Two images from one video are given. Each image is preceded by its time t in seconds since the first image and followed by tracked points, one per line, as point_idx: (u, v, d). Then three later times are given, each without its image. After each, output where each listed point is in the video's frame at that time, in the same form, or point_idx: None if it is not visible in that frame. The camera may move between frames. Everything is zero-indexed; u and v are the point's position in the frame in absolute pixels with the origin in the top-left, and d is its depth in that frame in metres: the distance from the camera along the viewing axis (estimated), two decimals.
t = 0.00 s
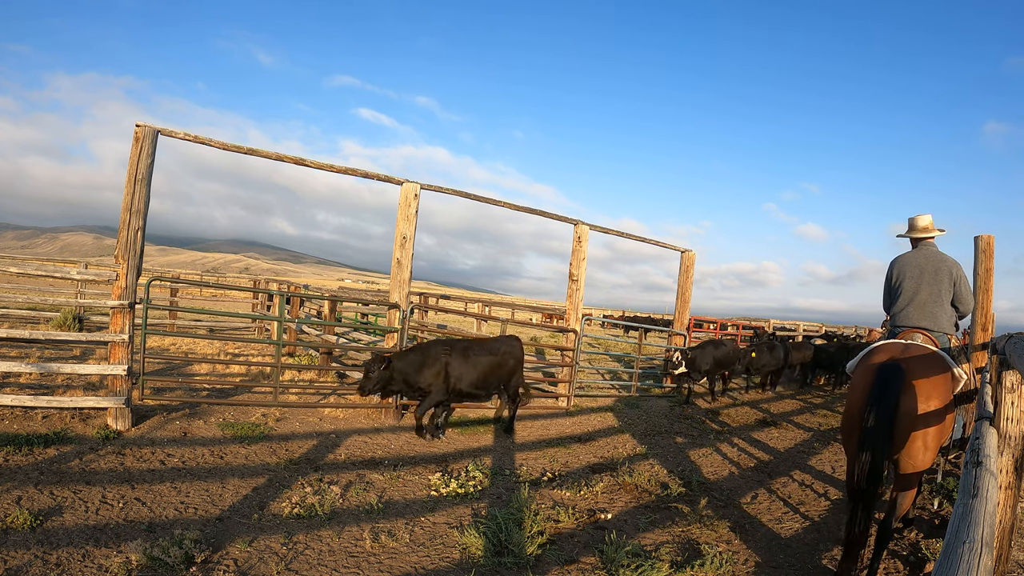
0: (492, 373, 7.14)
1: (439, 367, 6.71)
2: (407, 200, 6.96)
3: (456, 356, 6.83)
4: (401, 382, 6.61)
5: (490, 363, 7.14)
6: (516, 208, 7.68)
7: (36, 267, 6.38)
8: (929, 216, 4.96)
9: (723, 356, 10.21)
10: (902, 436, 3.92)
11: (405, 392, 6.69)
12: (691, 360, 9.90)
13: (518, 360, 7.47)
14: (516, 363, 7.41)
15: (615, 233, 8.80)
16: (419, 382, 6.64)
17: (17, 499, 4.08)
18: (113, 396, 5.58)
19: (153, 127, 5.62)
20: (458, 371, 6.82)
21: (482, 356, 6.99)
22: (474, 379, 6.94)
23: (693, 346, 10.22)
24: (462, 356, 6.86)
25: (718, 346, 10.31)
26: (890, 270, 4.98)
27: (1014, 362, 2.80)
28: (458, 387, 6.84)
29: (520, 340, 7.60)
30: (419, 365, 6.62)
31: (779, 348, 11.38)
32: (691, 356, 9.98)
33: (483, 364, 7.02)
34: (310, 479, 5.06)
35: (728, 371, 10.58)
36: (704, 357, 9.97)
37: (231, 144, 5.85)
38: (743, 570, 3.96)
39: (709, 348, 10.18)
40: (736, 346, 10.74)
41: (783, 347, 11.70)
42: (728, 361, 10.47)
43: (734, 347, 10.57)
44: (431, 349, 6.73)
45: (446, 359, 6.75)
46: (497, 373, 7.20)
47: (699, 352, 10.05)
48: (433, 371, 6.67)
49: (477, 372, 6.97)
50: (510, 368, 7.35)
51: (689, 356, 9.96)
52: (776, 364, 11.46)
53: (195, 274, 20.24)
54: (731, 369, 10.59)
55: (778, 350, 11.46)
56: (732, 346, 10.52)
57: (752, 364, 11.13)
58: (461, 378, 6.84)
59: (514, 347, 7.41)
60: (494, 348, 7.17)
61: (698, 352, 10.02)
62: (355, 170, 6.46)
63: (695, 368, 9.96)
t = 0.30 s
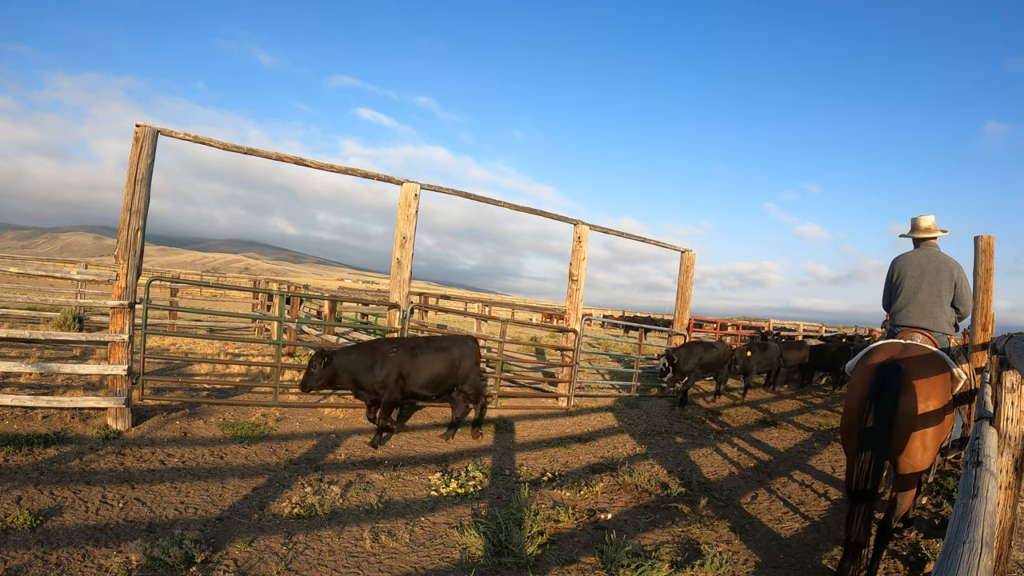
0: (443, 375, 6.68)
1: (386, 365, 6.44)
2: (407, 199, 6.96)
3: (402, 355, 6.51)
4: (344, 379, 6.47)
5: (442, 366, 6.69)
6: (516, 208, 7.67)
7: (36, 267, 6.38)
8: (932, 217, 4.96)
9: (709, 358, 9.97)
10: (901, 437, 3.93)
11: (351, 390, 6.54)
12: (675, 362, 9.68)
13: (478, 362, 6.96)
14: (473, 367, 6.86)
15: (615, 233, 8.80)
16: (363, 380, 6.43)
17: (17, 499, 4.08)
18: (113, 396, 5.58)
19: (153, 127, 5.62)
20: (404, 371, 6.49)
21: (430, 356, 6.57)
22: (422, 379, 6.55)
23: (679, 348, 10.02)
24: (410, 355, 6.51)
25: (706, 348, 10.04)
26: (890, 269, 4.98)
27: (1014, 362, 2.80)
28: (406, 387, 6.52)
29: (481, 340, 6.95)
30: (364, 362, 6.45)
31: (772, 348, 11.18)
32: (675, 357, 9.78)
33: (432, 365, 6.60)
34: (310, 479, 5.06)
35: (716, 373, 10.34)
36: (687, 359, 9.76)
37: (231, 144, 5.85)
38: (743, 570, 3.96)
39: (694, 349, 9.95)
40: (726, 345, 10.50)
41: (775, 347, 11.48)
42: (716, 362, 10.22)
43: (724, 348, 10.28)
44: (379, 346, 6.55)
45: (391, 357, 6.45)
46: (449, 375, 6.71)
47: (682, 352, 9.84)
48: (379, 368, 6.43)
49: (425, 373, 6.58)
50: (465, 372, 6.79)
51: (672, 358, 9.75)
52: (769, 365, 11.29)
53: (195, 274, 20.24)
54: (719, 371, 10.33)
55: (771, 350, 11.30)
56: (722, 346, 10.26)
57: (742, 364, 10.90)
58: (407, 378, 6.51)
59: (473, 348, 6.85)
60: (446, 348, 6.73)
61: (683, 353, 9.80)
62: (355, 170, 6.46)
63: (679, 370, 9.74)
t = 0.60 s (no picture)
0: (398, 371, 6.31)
1: (341, 362, 5.96)
2: (407, 199, 6.96)
3: (357, 352, 6.04)
4: (296, 375, 5.94)
5: (397, 359, 6.32)
6: (516, 208, 7.68)
7: (36, 267, 6.37)
8: (937, 218, 4.96)
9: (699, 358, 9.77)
10: (901, 436, 3.92)
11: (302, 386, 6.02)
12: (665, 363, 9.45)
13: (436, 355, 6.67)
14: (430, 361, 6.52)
15: (615, 233, 8.80)
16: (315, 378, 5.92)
17: (17, 499, 4.08)
18: (113, 396, 5.58)
19: (153, 127, 5.62)
20: (358, 368, 6.04)
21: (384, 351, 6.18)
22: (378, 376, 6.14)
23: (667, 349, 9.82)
24: (365, 352, 6.06)
25: (694, 348, 9.85)
26: (891, 268, 4.97)
27: (1014, 362, 2.80)
28: (360, 384, 6.08)
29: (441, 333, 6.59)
30: (317, 359, 5.93)
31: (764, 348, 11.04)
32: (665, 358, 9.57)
33: (389, 361, 6.20)
34: (310, 479, 5.06)
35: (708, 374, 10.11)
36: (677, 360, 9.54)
37: (231, 144, 5.85)
38: (743, 570, 3.97)
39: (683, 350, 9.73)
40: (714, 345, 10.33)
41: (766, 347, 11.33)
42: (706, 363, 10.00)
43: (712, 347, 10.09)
44: (332, 341, 6.04)
45: (345, 353, 5.99)
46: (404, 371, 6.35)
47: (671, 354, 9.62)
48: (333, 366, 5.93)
49: (382, 369, 6.16)
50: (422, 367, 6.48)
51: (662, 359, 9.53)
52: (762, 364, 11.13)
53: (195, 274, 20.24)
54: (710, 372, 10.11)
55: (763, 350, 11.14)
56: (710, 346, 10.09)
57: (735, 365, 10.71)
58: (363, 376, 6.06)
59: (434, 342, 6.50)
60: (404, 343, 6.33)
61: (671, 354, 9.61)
62: (355, 170, 6.46)
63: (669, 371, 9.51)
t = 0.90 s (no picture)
0: (357, 374, 6.20)
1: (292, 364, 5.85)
2: (407, 199, 6.96)
3: (310, 354, 5.93)
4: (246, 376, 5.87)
5: (353, 363, 6.16)
6: (516, 208, 7.68)
7: (36, 267, 6.37)
8: (940, 219, 4.97)
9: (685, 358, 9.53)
10: (902, 436, 3.92)
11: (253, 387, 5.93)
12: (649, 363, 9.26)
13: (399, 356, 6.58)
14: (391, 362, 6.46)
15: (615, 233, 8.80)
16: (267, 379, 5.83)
17: (17, 499, 4.07)
18: (113, 396, 5.58)
19: (153, 127, 5.62)
20: (311, 370, 5.92)
21: (340, 353, 6.06)
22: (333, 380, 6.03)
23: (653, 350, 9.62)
24: (318, 354, 5.96)
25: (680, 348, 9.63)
26: (891, 268, 4.97)
27: (1014, 362, 2.80)
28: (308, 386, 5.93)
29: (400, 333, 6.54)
30: (268, 360, 5.84)
31: (755, 347, 10.80)
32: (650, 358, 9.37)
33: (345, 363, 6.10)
34: (310, 479, 5.06)
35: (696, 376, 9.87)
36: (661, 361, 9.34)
37: (231, 144, 5.85)
38: (743, 570, 3.97)
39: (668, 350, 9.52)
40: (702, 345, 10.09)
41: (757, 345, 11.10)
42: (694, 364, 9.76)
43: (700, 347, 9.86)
44: (283, 342, 5.97)
45: (295, 354, 5.88)
46: (363, 373, 6.25)
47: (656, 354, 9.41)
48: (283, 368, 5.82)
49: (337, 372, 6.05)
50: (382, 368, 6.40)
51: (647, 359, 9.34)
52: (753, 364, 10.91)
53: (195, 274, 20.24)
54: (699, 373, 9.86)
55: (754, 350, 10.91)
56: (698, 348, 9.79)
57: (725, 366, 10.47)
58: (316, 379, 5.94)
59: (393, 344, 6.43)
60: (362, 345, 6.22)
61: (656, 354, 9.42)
62: (355, 170, 6.46)
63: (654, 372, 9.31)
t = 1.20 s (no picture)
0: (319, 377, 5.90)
1: (250, 364, 5.65)
2: (407, 199, 6.96)
3: (269, 354, 5.72)
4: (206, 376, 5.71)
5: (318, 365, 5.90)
6: (516, 208, 7.68)
7: (36, 267, 6.37)
8: (940, 220, 4.98)
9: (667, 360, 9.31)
10: (902, 435, 3.92)
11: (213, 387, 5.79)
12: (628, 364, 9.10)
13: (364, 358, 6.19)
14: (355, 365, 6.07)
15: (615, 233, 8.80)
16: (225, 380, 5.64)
17: (17, 499, 4.07)
18: (113, 396, 5.58)
19: (153, 127, 5.62)
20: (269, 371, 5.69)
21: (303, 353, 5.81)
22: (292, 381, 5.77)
23: (635, 350, 9.45)
24: (281, 353, 5.74)
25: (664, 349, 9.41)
26: (891, 268, 4.97)
27: (1014, 362, 2.80)
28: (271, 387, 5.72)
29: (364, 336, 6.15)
30: (225, 360, 5.66)
31: (747, 348, 10.48)
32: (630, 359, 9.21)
33: (305, 365, 5.81)
34: (310, 479, 5.06)
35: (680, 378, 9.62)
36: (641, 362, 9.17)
37: (231, 144, 5.85)
38: (743, 570, 3.97)
39: (650, 350, 9.32)
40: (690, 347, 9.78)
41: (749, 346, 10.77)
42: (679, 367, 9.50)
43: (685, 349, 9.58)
44: (243, 340, 5.76)
45: (258, 354, 5.68)
46: (325, 377, 5.94)
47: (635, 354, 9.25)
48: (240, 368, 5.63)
49: (296, 374, 5.78)
50: (347, 371, 6.04)
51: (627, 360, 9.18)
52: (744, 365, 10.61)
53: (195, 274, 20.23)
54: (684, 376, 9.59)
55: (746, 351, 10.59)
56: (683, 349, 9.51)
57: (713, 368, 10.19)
58: (274, 380, 5.71)
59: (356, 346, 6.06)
60: (324, 346, 5.94)
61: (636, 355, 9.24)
62: (355, 170, 6.46)
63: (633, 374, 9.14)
